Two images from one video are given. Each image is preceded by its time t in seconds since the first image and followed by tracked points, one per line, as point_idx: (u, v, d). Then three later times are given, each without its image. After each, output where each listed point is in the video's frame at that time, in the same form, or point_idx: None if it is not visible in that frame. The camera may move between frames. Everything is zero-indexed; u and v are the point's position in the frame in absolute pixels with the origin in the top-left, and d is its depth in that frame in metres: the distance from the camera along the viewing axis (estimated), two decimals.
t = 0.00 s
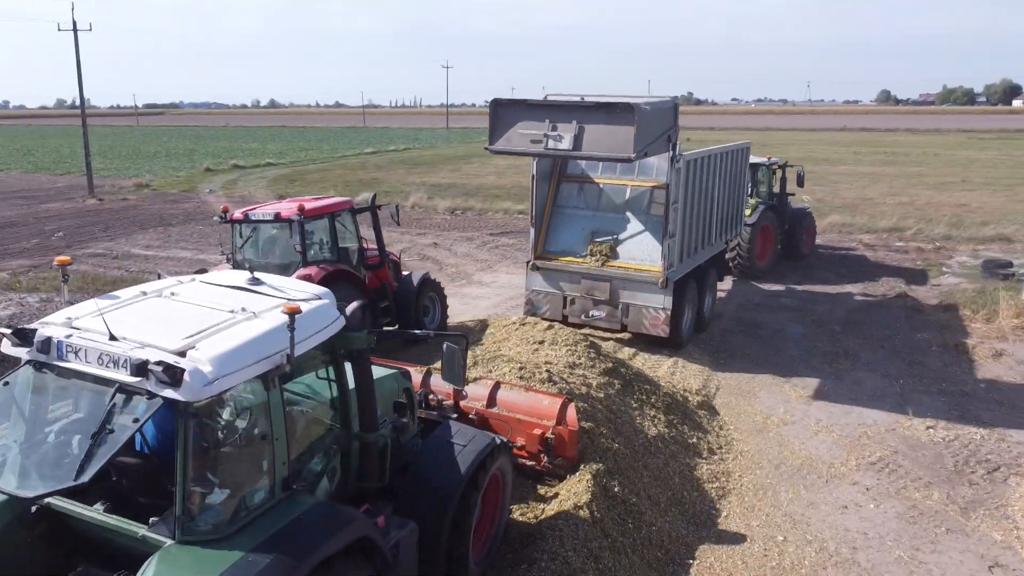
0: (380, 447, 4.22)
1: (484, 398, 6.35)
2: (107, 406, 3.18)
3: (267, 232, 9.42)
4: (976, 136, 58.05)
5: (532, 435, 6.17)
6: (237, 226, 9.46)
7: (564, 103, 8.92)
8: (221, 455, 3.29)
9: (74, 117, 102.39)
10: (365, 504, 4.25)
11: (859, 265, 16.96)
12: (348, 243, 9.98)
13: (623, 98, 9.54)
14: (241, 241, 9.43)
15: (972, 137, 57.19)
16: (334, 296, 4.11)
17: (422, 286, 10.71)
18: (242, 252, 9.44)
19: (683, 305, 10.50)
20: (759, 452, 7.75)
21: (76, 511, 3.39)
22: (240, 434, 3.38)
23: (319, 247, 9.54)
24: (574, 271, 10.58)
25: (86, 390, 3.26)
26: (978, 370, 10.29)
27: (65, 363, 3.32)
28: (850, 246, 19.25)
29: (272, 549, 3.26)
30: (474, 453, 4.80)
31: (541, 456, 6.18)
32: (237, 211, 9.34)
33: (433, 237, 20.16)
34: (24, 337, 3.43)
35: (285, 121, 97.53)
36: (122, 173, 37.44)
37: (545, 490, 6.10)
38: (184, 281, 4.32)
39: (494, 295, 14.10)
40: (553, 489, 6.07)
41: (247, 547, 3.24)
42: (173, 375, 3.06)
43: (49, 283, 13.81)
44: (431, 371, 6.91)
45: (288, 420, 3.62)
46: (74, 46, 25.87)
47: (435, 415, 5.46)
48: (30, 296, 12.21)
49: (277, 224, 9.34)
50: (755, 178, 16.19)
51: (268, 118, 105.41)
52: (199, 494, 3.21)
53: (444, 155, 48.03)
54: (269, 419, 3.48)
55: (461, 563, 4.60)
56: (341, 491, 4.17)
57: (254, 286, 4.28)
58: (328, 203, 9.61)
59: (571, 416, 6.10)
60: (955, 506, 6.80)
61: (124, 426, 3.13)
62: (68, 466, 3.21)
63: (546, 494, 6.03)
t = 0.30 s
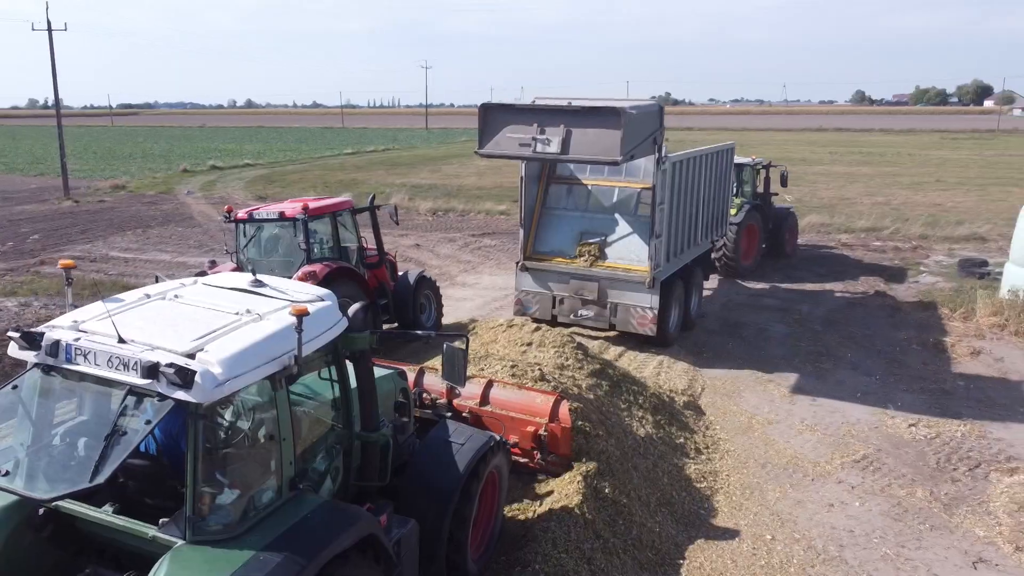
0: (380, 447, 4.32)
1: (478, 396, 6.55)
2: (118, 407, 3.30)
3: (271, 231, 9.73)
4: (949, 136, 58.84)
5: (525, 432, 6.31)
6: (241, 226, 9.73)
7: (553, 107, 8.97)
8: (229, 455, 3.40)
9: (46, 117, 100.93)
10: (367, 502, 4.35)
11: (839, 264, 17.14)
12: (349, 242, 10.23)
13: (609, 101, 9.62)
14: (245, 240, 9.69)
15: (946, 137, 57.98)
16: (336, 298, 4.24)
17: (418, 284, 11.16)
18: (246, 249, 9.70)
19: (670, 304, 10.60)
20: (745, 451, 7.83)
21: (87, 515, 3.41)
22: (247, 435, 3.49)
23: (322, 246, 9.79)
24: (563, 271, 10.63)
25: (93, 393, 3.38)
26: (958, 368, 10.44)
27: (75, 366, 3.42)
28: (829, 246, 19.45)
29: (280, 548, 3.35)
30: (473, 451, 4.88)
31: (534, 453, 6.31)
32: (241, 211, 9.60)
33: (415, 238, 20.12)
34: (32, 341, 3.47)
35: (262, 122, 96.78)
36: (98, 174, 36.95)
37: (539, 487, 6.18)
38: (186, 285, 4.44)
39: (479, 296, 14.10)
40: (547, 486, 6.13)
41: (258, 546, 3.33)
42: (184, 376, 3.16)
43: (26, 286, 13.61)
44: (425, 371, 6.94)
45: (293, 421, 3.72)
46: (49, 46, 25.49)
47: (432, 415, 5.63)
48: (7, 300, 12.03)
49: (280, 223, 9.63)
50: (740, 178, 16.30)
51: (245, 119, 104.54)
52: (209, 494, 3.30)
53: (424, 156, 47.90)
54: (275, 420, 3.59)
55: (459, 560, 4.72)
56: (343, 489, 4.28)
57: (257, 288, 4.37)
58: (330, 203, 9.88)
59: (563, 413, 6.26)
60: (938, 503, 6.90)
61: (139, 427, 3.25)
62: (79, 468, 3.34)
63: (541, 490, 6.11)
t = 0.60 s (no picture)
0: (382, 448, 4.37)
1: (471, 398, 6.52)
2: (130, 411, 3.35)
3: (273, 235, 9.81)
4: (923, 140, 59.68)
5: (519, 433, 6.29)
6: (242, 230, 9.81)
7: (538, 134, 9.20)
8: (237, 457, 3.42)
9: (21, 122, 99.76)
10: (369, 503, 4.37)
11: (821, 268, 17.29)
12: (348, 247, 10.34)
13: (595, 112, 9.77)
14: (246, 243, 9.77)
15: (921, 141, 58.77)
16: (338, 302, 4.27)
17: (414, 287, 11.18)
18: (248, 253, 9.74)
19: (658, 309, 10.70)
20: (733, 456, 7.85)
21: (93, 518, 3.38)
22: (253, 438, 3.51)
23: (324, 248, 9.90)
24: (552, 276, 10.63)
25: (98, 396, 3.43)
26: (940, 371, 10.55)
27: (83, 370, 3.43)
28: (810, 250, 19.62)
29: (289, 549, 3.36)
30: (471, 452, 4.91)
31: (528, 454, 6.28)
32: (243, 215, 9.68)
33: (399, 244, 20.07)
34: (39, 345, 3.50)
35: (241, 127, 96.17)
36: (75, 180, 36.56)
37: (532, 486, 6.19)
38: (187, 291, 4.47)
39: (464, 302, 14.06)
40: (541, 487, 6.15)
41: (268, 547, 3.35)
42: (196, 380, 3.19)
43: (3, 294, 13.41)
44: (418, 375, 6.94)
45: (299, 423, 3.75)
46: (25, 51, 25.19)
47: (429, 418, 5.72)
48: None
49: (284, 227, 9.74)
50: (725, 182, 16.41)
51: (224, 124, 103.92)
52: (218, 496, 3.32)
53: (405, 161, 47.82)
54: (280, 423, 3.62)
55: (460, 561, 4.73)
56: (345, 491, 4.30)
57: (258, 292, 4.40)
58: (331, 207, 10.01)
59: (557, 414, 6.26)
60: (924, 506, 6.96)
61: (152, 430, 3.30)
62: (89, 472, 3.37)
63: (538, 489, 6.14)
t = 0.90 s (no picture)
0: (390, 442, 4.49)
1: (470, 394, 6.66)
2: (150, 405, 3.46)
3: (276, 234, 10.15)
4: (907, 142, 60.11)
5: (518, 429, 6.47)
6: (247, 231, 10.17)
7: (529, 158, 9.53)
8: (253, 450, 3.56)
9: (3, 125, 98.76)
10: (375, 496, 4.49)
11: (809, 269, 17.36)
12: (349, 248, 10.69)
13: (582, 124, 9.97)
14: (250, 242, 10.12)
15: (905, 143, 59.17)
16: (348, 299, 4.39)
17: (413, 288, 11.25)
18: (251, 251, 10.07)
19: (651, 309, 10.72)
20: (726, 457, 7.86)
21: (109, 510, 3.45)
22: (269, 432, 3.64)
23: (326, 248, 10.25)
24: (546, 277, 10.62)
25: (118, 388, 3.55)
26: (928, 371, 10.61)
27: (102, 366, 3.54)
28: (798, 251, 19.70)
29: (305, 541, 3.47)
30: (475, 447, 4.99)
31: (527, 449, 6.47)
32: (247, 215, 10.02)
33: (388, 247, 19.99)
34: (58, 342, 3.60)
35: (227, 129, 95.67)
36: (57, 183, 36.19)
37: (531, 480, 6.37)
38: (199, 288, 4.57)
39: (453, 305, 14.02)
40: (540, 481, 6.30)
41: (286, 538, 3.47)
42: (215, 374, 3.31)
43: None
44: (417, 372, 7.09)
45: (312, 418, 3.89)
46: (7, 53, 24.91)
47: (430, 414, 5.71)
48: None
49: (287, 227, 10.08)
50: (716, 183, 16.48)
51: (209, 127, 103.22)
52: (237, 488, 3.45)
53: (392, 164, 47.67)
54: (294, 417, 3.75)
55: (463, 555, 4.83)
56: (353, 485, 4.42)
57: (269, 289, 4.50)
58: (333, 208, 10.37)
59: (555, 410, 6.45)
60: (917, 506, 6.98)
61: (173, 423, 3.43)
62: (111, 463, 3.53)
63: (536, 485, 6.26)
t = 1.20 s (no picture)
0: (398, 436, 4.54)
1: (468, 390, 6.85)
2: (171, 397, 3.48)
3: (276, 234, 10.25)
4: (890, 142, 60.55)
5: (516, 423, 6.64)
6: (246, 230, 10.23)
7: (517, 179, 9.56)
8: (270, 441, 3.58)
9: None
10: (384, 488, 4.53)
11: (796, 268, 17.43)
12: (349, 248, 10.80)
13: (568, 132, 9.95)
14: (250, 242, 10.20)
15: (887, 144, 59.64)
16: (356, 295, 4.44)
17: (410, 288, 11.27)
18: (251, 251, 10.15)
19: (642, 307, 10.85)
20: (718, 458, 7.86)
21: (129, 500, 3.52)
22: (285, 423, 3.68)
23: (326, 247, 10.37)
24: (538, 276, 10.61)
25: (141, 382, 3.58)
26: (916, 370, 10.67)
27: (122, 359, 3.55)
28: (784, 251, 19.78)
29: (322, 527, 3.52)
30: (478, 440, 5.02)
31: (524, 442, 6.63)
32: (247, 215, 10.13)
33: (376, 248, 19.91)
34: (79, 335, 3.58)
35: (211, 130, 95.09)
36: (40, 184, 35.84)
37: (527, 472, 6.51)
38: (210, 283, 4.56)
39: (442, 306, 13.98)
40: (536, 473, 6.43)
41: (302, 525, 3.52)
42: (236, 366, 3.34)
43: None
44: (416, 369, 7.25)
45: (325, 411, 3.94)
46: None
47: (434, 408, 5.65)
48: None
49: (287, 226, 10.19)
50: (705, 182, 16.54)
51: (193, 128, 102.52)
52: (255, 477, 3.49)
53: (379, 165, 47.53)
54: (309, 408, 3.79)
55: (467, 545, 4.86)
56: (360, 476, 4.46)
57: (280, 285, 4.53)
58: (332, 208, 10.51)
59: (552, 403, 6.63)
60: (907, 505, 7.01)
61: (195, 416, 3.45)
62: (136, 453, 3.51)
63: (535, 479, 6.33)
